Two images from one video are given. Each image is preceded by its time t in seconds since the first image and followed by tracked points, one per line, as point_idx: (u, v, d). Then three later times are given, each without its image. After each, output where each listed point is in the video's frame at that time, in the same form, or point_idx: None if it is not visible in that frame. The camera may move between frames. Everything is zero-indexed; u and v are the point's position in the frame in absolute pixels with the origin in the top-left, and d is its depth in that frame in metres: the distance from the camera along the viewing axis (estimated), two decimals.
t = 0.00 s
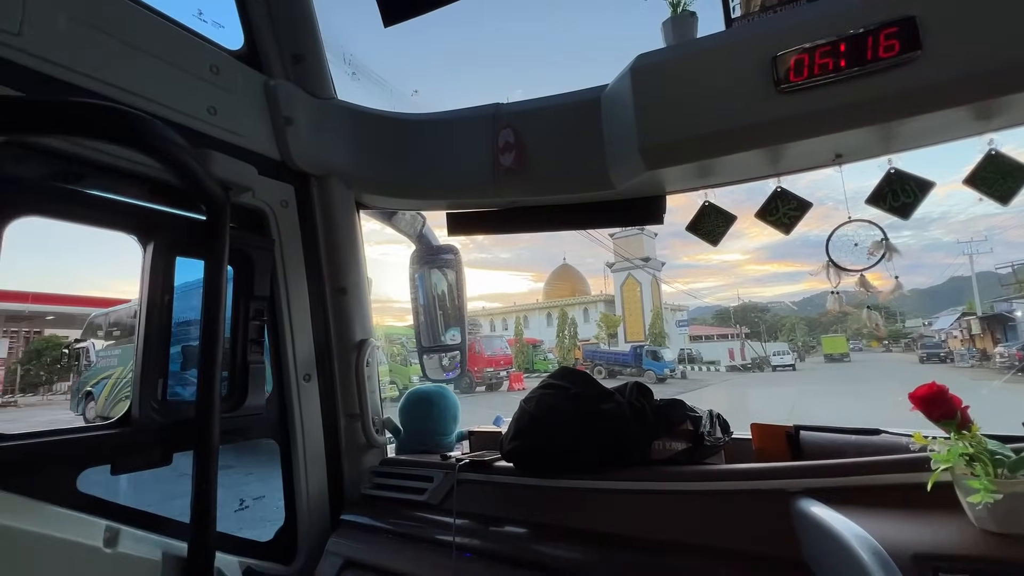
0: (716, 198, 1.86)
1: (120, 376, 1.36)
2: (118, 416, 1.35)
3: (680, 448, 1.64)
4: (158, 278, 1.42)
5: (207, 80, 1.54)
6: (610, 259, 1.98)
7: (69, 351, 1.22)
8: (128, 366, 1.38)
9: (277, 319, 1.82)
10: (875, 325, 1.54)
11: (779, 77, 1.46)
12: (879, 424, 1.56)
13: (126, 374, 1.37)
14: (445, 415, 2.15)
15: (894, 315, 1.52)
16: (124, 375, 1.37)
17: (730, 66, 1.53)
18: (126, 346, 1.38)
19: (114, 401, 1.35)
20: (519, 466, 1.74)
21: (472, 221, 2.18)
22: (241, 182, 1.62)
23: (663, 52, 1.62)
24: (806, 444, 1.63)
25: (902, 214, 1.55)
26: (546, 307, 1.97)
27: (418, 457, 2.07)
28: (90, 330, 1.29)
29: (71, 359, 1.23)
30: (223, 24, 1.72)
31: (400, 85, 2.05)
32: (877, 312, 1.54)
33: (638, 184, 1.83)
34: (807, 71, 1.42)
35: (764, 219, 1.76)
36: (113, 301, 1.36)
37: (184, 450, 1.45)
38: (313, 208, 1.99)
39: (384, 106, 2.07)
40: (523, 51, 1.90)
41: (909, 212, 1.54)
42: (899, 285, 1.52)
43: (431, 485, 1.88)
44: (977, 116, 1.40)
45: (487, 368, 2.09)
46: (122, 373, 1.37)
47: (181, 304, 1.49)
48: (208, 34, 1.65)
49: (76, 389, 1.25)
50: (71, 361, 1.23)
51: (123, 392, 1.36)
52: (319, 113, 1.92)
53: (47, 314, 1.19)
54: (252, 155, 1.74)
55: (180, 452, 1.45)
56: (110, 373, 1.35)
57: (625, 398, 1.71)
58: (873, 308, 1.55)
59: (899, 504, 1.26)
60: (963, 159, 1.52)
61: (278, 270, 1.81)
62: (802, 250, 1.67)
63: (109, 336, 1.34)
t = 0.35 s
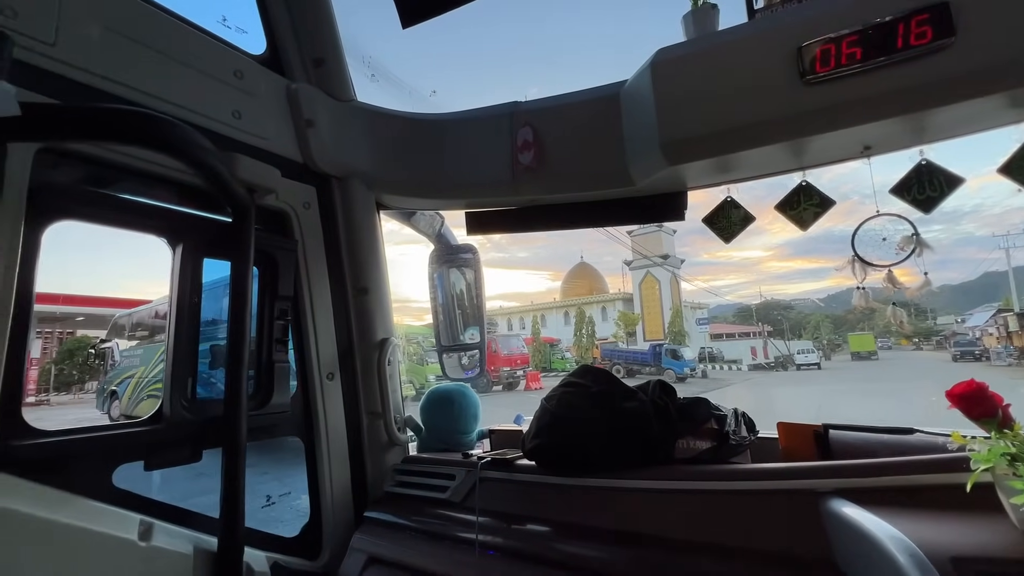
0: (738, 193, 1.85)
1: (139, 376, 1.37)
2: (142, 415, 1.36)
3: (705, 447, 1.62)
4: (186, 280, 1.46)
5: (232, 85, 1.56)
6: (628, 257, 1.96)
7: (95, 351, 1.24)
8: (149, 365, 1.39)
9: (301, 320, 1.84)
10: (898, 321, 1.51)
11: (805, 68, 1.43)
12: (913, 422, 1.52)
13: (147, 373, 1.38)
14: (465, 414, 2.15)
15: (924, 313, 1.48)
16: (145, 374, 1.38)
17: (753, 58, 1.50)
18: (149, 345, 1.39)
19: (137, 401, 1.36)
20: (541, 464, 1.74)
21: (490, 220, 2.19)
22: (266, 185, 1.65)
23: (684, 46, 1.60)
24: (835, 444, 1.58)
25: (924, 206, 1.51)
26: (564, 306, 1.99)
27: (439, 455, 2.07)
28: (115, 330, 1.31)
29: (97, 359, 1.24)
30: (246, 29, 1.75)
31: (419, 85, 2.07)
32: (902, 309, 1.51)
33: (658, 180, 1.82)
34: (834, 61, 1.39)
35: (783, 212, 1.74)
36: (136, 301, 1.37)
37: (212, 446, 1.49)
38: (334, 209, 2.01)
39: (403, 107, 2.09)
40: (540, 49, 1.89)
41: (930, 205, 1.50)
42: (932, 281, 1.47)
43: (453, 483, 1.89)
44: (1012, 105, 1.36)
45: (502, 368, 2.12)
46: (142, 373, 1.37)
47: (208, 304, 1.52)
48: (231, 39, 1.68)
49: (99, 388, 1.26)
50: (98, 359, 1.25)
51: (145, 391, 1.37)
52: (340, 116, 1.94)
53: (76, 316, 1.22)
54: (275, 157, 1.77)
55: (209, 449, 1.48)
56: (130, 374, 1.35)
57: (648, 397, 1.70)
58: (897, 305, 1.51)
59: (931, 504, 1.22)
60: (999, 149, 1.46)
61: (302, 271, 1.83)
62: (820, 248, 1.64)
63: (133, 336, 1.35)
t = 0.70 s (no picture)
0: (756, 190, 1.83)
1: (156, 377, 1.36)
2: (158, 414, 1.37)
3: (724, 445, 1.61)
4: (213, 281, 1.50)
5: (255, 91, 1.60)
6: (642, 256, 1.96)
7: (113, 352, 1.27)
8: (165, 365, 1.38)
9: (322, 320, 1.88)
10: (923, 319, 1.49)
11: (824, 64, 1.42)
12: (937, 419, 1.49)
13: (163, 374, 1.38)
14: (482, 413, 2.16)
15: (949, 310, 1.46)
16: (161, 375, 1.37)
17: (771, 54, 1.49)
18: (165, 346, 1.40)
19: (154, 400, 1.37)
20: (559, 461, 1.75)
21: (506, 220, 2.21)
22: (288, 187, 1.69)
23: (700, 43, 1.60)
24: (857, 441, 1.56)
25: (956, 201, 1.47)
26: (577, 306, 2.00)
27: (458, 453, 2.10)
28: (132, 331, 1.32)
29: (116, 360, 1.27)
30: (268, 37, 1.79)
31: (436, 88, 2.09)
32: (927, 306, 1.49)
33: (675, 178, 1.81)
34: (854, 56, 1.38)
35: (811, 211, 1.71)
36: (153, 302, 1.37)
37: (240, 443, 1.52)
38: (354, 211, 2.04)
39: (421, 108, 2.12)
40: (556, 49, 1.90)
41: (964, 199, 1.46)
42: (957, 277, 1.45)
43: (472, 480, 1.91)
44: None
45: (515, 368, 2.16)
46: (158, 374, 1.37)
47: (234, 303, 1.56)
48: (253, 45, 1.72)
49: (119, 388, 1.28)
50: (117, 362, 1.27)
51: (161, 392, 1.38)
52: (359, 119, 1.97)
53: (99, 317, 1.24)
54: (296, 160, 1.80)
55: (236, 445, 1.51)
56: (147, 375, 1.34)
57: (666, 395, 1.71)
58: (924, 301, 1.49)
59: (956, 503, 1.21)
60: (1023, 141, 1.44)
61: (323, 271, 1.87)
62: (843, 243, 1.62)
63: (149, 338, 1.36)
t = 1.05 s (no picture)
0: (764, 190, 1.83)
1: (161, 379, 1.36)
2: (163, 416, 1.36)
3: (734, 447, 1.60)
4: (226, 283, 1.52)
5: (266, 96, 1.62)
6: (649, 256, 1.98)
7: (121, 353, 1.27)
8: (170, 367, 1.38)
9: (332, 322, 1.89)
10: (942, 319, 1.47)
11: (833, 65, 1.42)
12: (949, 422, 1.49)
13: (168, 376, 1.38)
14: (492, 414, 2.18)
15: (964, 310, 1.44)
16: (166, 377, 1.37)
17: (778, 56, 1.49)
18: (169, 348, 1.39)
19: (159, 402, 1.36)
20: (568, 463, 1.74)
21: (514, 222, 2.21)
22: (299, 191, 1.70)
23: (708, 45, 1.60)
24: (868, 442, 1.56)
25: (968, 201, 1.46)
26: (584, 306, 1.99)
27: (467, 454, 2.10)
28: (138, 333, 1.31)
29: (124, 362, 1.27)
30: (278, 42, 1.81)
31: (444, 91, 2.10)
32: (945, 306, 1.48)
33: (683, 180, 1.81)
34: (863, 57, 1.37)
35: (812, 211, 1.72)
36: (159, 305, 1.37)
37: (251, 444, 1.53)
38: (363, 214, 2.05)
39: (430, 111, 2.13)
40: (562, 51, 1.91)
41: (976, 199, 1.45)
42: (969, 276, 1.44)
43: (481, 481, 1.91)
44: None
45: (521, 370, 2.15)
46: (163, 376, 1.37)
47: (246, 304, 1.58)
48: (264, 51, 1.74)
49: (126, 390, 1.27)
50: (124, 364, 1.27)
51: (166, 394, 1.37)
52: (367, 123, 1.99)
53: (109, 320, 1.25)
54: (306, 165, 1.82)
55: (248, 447, 1.53)
56: (152, 377, 1.34)
57: (675, 396, 1.71)
58: (941, 301, 1.48)
59: (967, 505, 1.20)
60: None
61: (334, 274, 1.89)
62: (853, 243, 1.61)
63: (155, 339, 1.35)
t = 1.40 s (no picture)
0: (764, 193, 1.83)
1: (156, 382, 1.36)
2: (160, 420, 1.37)
3: (733, 449, 1.61)
4: (228, 286, 1.52)
5: (267, 101, 1.63)
6: (651, 257, 1.98)
7: (117, 357, 1.28)
8: (166, 370, 1.38)
9: (333, 326, 1.90)
10: (929, 323, 1.49)
11: (829, 70, 1.43)
12: (945, 425, 1.51)
13: (163, 379, 1.37)
14: (493, 417, 2.19)
15: (966, 311, 1.45)
16: (161, 380, 1.37)
17: (776, 60, 1.50)
18: (165, 352, 1.39)
19: (155, 406, 1.37)
20: (568, 467, 1.75)
21: (515, 226, 2.22)
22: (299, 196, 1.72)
23: (706, 50, 1.61)
24: (867, 446, 1.57)
25: (957, 206, 1.48)
26: (585, 308, 1.96)
27: (467, 457, 2.11)
28: (135, 336, 1.31)
29: (121, 365, 1.28)
30: (280, 48, 1.83)
31: (444, 95, 2.12)
32: (934, 310, 1.49)
33: (681, 183, 1.82)
34: (859, 62, 1.38)
35: (812, 215, 1.73)
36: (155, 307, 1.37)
37: (252, 447, 1.54)
38: (364, 218, 2.06)
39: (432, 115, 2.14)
40: (561, 56, 1.92)
41: (965, 205, 1.46)
42: (970, 276, 1.44)
43: (482, 484, 1.92)
44: None
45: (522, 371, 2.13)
46: (159, 379, 1.36)
47: (246, 308, 1.58)
48: (265, 57, 1.75)
49: (123, 393, 1.28)
50: (121, 368, 1.28)
51: (161, 397, 1.38)
52: (368, 128, 2.00)
53: (108, 322, 1.26)
54: (306, 169, 1.83)
55: (249, 450, 1.54)
56: (147, 380, 1.34)
57: (674, 399, 1.72)
58: (928, 305, 1.50)
59: (965, 506, 1.21)
60: None
61: (335, 278, 1.90)
62: (855, 244, 1.63)
63: (152, 342, 1.35)
